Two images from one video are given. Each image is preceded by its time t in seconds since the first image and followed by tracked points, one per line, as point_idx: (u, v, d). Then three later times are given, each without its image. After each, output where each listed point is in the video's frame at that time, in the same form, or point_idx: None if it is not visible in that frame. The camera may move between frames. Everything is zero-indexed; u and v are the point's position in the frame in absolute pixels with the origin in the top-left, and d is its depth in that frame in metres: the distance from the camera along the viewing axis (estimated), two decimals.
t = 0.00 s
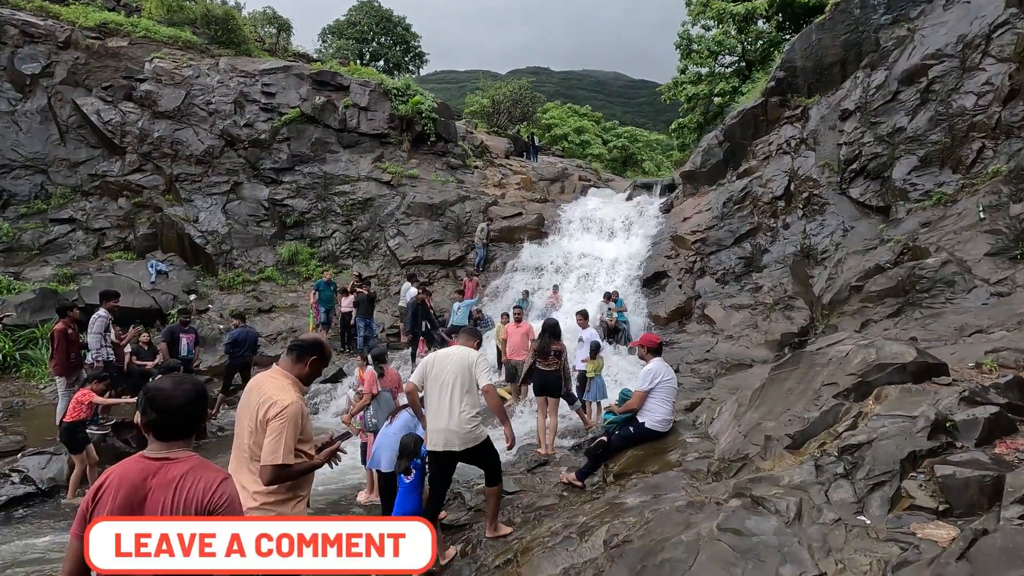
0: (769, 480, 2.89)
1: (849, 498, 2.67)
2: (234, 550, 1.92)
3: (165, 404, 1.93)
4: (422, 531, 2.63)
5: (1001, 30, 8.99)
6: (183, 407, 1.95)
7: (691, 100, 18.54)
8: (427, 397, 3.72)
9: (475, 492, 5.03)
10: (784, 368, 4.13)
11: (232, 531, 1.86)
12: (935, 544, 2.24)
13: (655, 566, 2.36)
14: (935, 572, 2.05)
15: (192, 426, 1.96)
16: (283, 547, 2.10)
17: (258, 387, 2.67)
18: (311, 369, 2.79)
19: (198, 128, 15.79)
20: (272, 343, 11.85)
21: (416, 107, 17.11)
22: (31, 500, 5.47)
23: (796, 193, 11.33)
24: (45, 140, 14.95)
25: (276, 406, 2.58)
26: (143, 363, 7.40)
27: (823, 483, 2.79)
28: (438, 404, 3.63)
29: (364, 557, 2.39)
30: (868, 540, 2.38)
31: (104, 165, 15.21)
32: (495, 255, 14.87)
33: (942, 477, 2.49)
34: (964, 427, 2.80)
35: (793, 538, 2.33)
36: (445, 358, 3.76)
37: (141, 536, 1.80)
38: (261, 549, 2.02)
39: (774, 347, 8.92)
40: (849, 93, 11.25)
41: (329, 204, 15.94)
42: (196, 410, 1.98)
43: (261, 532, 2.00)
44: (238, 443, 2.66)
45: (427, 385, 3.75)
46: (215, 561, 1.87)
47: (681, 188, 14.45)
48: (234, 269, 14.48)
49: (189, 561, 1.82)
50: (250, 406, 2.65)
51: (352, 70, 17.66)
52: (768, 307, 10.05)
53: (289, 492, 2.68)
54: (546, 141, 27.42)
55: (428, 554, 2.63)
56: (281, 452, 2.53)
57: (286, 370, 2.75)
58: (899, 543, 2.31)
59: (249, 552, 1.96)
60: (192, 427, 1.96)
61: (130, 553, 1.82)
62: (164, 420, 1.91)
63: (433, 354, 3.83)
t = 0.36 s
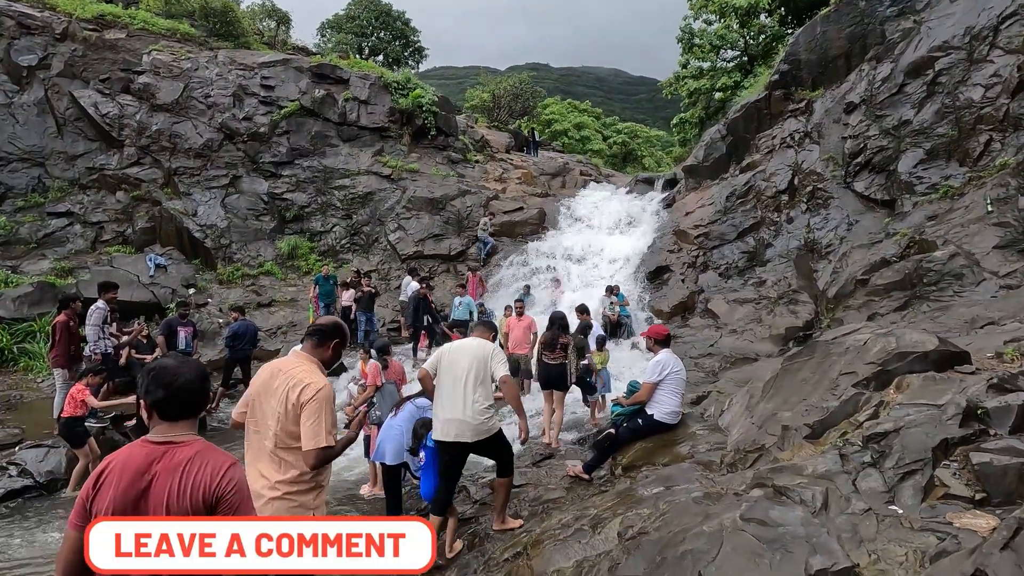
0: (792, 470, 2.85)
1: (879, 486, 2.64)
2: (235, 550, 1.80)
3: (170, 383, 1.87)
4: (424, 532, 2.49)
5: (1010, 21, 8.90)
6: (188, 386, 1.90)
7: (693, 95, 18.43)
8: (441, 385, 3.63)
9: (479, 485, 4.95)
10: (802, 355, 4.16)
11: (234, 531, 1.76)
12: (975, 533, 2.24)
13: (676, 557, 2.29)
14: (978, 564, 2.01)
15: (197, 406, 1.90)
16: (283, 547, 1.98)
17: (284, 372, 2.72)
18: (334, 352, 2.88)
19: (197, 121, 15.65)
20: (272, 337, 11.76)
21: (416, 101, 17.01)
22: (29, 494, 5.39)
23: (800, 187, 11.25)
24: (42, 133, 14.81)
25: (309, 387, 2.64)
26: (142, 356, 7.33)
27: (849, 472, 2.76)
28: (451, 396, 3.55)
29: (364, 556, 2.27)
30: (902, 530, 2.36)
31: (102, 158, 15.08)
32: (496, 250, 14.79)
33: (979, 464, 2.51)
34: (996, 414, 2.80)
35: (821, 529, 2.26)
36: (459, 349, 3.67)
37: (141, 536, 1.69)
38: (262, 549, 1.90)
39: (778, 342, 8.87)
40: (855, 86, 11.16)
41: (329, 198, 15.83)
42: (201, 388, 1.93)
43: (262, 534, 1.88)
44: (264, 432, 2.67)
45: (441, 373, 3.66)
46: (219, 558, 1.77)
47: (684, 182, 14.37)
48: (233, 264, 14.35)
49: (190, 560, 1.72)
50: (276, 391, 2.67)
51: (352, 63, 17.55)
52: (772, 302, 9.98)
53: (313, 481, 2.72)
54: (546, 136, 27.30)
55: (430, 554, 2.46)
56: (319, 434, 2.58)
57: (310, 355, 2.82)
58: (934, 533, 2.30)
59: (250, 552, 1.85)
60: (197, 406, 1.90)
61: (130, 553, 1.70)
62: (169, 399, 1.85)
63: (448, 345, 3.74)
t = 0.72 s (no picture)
0: (837, 473, 2.66)
1: (942, 491, 2.43)
2: (235, 551, 1.62)
3: (157, 377, 1.68)
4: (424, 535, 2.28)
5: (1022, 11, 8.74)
6: (178, 381, 1.71)
7: (693, 90, 18.27)
8: (477, 376, 3.47)
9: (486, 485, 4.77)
10: (831, 346, 4.11)
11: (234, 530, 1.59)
12: None
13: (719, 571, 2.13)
14: None
15: (188, 404, 1.71)
16: (283, 547, 1.81)
17: (304, 366, 2.59)
18: (350, 342, 2.73)
19: (191, 114, 15.39)
20: (268, 333, 11.53)
21: (415, 94, 16.79)
22: (16, 495, 5.18)
23: (805, 181, 11.09)
24: (33, 125, 14.54)
25: (336, 379, 2.52)
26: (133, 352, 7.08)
27: (906, 476, 2.54)
28: (484, 386, 3.39)
29: (364, 556, 2.06)
30: (975, 542, 2.16)
31: (95, 152, 14.81)
32: (496, 245, 14.60)
33: None
34: None
35: (878, 539, 2.13)
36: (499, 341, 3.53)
37: (136, 543, 1.52)
38: (262, 549, 1.72)
39: (786, 338, 8.71)
40: (862, 78, 11.01)
41: (326, 192, 15.59)
42: (192, 384, 1.74)
43: (262, 533, 1.70)
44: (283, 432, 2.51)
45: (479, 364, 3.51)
46: (217, 561, 1.60)
47: (686, 177, 14.21)
48: (228, 258, 14.10)
49: (189, 562, 1.56)
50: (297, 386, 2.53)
51: (349, 56, 17.31)
52: (778, 297, 9.81)
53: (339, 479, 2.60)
54: (544, 131, 27.10)
55: (431, 553, 2.21)
56: (362, 422, 2.57)
57: (327, 347, 2.66)
58: (1014, 546, 2.11)
59: (250, 552, 1.67)
60: (188, 404, 1.71)
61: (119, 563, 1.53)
62: (156, 396, 1.66)
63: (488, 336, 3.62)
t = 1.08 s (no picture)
0: (868, 476, 2.54)
1: (987, 497, 2.26)
2: (236, 551, 1.52)
3: (151, 376, 1.57)
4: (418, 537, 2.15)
5: None
6: (173, 380, 1.60)
7: (694, 86, 18.15)
8: (506, 356, 3.65)
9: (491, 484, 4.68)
10: (849, 342, 4.03)
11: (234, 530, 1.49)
12: None
13: None
14: None
15: (184, 405, 1.61)
16: (285, 546, 1.70)
17: (324, 355, 2.69)
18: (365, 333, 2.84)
19: (187, 107, 15.20)
20: (266, 329, 11.40)
21: (413, 88, 16.65)
22: (10, 494, 5.07)
23: (808, 177, 11.00)
24: (26, 118, 14.34)
25: (356, 366, 2.62)
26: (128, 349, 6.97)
27: (944, 480, 2.41)
28: (516, 365, 3.57)
29: (365, 556, 1.97)
30: None
31: (90, 145, 14.62)
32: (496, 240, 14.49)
33: None
34: None
35: (921, 547, 2.04)
36: (521, 319, 3.69)
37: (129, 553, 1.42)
38: (262, 549, 1.61)
39: (789, 335, 8.62)
40: (866, 73, 10.91)
41: (325, 187, 15.44)
42: (188, 383, 1.63)
43: (262, 533, 1.59)
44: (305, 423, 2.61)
45: (506, 344, 3.69)
46: (217, 564, 1.50)
47: (687, 173, 14.13)
48: (225, 254, 13.95)
49: (189, 563, 1.46)
50: (318, 375, 2.63)
51: (347, 49, 17.13)
52: (781, 293, 9.73)
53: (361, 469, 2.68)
54: (543, 127, 26.95)
55: (431, 554, 2.09)
56: (381, 408, 2.67)
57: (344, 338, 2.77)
58: None
59: (252, 551, 1.57)
60: (184, 406, 1.61)
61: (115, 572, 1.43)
62: (150, 396, 1.55)
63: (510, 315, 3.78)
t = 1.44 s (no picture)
0: (894, 477, 2.45)
1: None
2: (235, 549, 1.43)
3: (143, 374, 1.48)
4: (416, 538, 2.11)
5: None
6: (166, 379, 1.50)
7: (694, 82, 18.06)
8: (529, 357, 3.57)
9: (495, 483, 4.61)
10: (862, 339, 3.96)
11: (232, 527, 1.40)
12: None
13: None
14: None
15: (179, 404, 1.52)
16: (285, 546, 1.63)
17: (343, 345, 2.74)
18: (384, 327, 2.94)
19: (184, 102, 15.07)
20: (264, 326, 11.29)
21: (412, 83, 16.53)
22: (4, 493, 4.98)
23: (810, 173, 10.94)
24: (20, 113, 14.20)
25: (376, 355, 2.68)
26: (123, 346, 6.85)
27: (974, 481, 2.30)
28: (545, 368, 3.51)
29: (365, 556, 1.92)
30: None
31: (85, 140, 14.48)
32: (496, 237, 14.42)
33: None
34: None
35: (954, 552, 1.97)
36: (543, 319, 3.59)
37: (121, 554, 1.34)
38: (262, 548, 1.53)
39: (792, 332, 8.56)
40: (868, 69, 10.85)
41: (323, 182, 15.31)
42: (183, 381, 1.53)
43: (263, 531, 1.51)
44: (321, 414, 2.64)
45: (527, 345, 3.59)
46: (214, 568, 1.42)
47: (688, 169, 14.08)
48: (223, 250, 13.83)
49: (183, 565, 1.39)
50: (337, 366, 2.68)
51: (345, 44, 16.99)
52: (784, 290, 9.66)
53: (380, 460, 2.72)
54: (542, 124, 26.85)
55: (431, 554, 2.06)
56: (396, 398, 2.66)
57: (363, 329, 2.85)
58: None
59: (252, 552, 1.49)
60: (179, 405, 1.52)
61: None
62: (143, 396, 1.47)
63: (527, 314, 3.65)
